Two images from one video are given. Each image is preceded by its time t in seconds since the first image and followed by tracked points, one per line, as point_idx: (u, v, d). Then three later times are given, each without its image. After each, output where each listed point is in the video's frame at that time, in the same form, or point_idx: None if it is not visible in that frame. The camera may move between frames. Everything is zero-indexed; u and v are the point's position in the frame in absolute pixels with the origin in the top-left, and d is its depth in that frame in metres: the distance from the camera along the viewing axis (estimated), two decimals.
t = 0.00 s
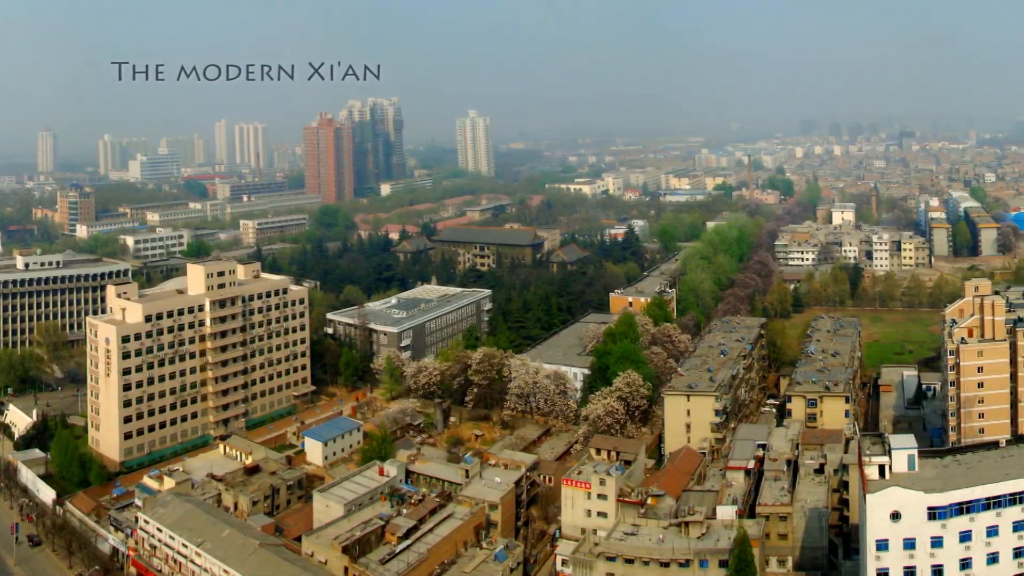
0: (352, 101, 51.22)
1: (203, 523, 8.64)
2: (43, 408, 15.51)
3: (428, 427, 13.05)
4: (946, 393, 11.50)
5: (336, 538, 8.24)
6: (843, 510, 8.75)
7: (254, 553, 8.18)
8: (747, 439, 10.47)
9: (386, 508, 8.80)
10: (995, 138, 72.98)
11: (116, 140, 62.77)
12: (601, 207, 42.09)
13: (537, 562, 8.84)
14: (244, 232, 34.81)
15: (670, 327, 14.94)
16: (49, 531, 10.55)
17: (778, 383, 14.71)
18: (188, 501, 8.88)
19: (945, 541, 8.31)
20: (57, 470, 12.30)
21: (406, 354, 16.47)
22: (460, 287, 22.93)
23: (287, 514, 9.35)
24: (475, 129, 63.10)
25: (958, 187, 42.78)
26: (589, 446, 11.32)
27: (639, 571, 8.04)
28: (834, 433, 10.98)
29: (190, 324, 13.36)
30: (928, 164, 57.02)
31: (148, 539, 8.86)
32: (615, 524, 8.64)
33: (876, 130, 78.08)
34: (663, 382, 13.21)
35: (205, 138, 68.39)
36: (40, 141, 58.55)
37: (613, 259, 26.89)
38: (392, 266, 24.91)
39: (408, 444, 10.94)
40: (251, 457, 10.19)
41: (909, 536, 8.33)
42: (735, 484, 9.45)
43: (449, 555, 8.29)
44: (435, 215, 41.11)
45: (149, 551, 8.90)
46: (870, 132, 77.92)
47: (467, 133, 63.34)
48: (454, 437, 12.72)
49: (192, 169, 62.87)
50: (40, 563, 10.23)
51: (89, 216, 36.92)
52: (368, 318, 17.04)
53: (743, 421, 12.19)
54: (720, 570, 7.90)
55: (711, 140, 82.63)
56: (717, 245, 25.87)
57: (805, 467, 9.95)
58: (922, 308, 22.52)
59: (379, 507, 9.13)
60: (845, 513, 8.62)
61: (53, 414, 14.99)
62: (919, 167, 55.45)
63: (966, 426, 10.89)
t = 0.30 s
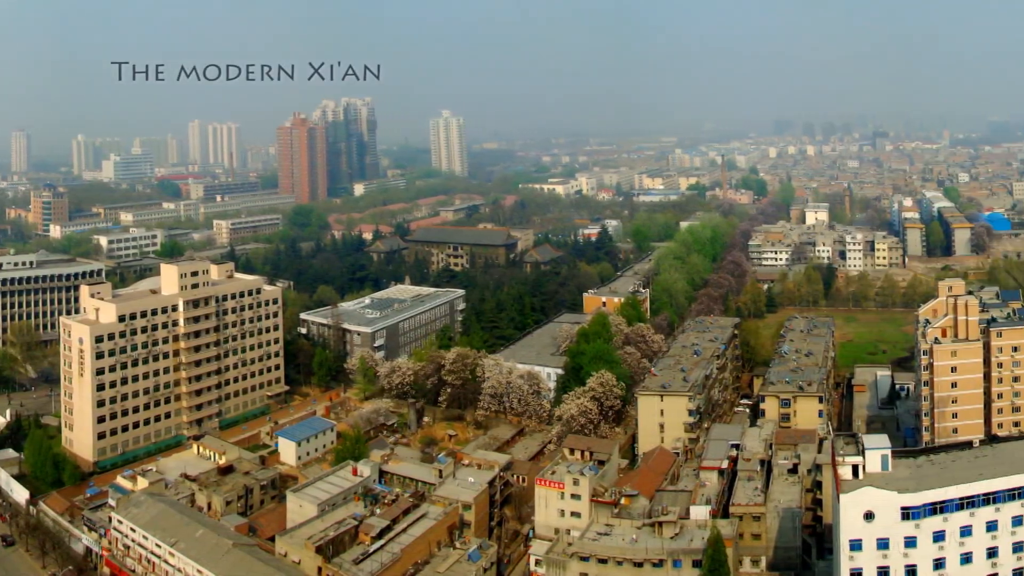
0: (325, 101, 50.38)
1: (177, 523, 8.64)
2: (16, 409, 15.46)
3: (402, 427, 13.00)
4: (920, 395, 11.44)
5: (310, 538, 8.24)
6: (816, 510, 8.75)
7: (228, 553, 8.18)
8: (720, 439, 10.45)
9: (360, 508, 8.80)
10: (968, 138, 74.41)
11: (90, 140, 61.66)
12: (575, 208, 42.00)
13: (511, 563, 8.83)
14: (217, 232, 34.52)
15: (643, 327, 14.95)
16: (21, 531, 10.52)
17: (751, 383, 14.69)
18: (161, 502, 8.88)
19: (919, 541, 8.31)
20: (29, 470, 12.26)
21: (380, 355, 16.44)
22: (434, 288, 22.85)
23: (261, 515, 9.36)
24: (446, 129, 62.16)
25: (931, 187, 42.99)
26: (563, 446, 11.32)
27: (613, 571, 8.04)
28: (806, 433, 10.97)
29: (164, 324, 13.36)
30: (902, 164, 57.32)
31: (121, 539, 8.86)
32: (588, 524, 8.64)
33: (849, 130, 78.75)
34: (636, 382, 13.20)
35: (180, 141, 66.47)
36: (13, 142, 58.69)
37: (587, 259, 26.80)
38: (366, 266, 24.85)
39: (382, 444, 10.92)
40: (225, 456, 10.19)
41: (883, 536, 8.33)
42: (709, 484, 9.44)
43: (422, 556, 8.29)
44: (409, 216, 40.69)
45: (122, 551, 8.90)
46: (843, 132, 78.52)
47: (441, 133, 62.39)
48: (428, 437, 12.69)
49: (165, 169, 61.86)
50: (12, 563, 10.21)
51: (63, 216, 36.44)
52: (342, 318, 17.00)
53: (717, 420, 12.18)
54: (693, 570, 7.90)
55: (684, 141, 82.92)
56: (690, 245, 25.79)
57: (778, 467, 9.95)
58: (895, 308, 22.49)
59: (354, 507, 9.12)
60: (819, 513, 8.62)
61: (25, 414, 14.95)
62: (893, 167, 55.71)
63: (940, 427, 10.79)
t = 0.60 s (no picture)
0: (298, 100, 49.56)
1: (150, 523, 8.64)
2: None
3: (375, 427, 12.98)
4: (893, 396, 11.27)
5: (283, 538, 8.24)
6: (789, 510, 8.76)
7: (202, 553, 8.18)
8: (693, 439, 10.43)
9: (333, 509, 8.79)
10: (941, 138, 74.86)
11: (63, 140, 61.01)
12: (548, 208, 41.92)
13: (484, 563, 8.83)
14: (190, 232, 34.25)
15: (617, 327, 14.93)
16: None
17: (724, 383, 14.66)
18: (134, 502, 8.88)
19: (892, 541, 8.31)
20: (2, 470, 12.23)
21: (353, 354, 16.43)
22: (408, 288, 22.82)
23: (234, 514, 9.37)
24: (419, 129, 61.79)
25: (905, 187, 43.06)
26: (535, 446, 11.31)
27: (586, 571, 8.04)
28: (779, 433, 10.96)
29: (137, 325, 13.38)
30: (874, 164, 57.62)
31: (94, 539, 8.86)
32: (562, 524, 8.63)
33: (822, 130, 78.53)
34: (610, 382, 13.20)
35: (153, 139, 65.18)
36: None
37: (560, 259, 26.69)
38: (339, 266, 24.78)
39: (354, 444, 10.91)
40: (199, 457, 10.20)
41: (856, 536, 8.32)
42: (682, 484, 9.44)
43: (396, 556, 8.29)
44: (382, 215, 40.52)
45: (95, 552, 8.90)
46: (816, 132, 78.23)
47: (414, 133, 61.94)
48: (402, 437, 12.67)
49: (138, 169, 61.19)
50: None
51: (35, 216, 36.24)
52: (315, 318, 16.98)
53: (690, 421, 12.17)
54: (667, 570, 7.90)
55: (657, 141, 82.93)
56: (664, 245, 25.71)
57: (752, 467, 9.95)
58: (869, 308, 22.44)
59: (327, 507, 9.12)
60: (792, 513, 8.62)
61: None
62: (867, 167, 55.96)
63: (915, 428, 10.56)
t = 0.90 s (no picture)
0: (270, 101, 49.90)
1: (124, 524, 8.64)
2: None
3: (349, 428, 12.96)
4: (867, 396, 11.26)
5: (256, 538, 8.23)
6: (763, 510, 8.76)
7: (175, 553, 8.17)
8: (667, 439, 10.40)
9: (306, 508, 8.78)
10: (915, 138, 75.40)
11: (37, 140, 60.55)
12: (522, 208, 41.93)
13: (458, 563, 8.82)
14: (164, 233, 34.11)
15: (590, 327, 14.93)
16: None
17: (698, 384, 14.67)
18: (108, 502, 8.88)
19: (865, 541, 8.31)
20: None
21: (327, 354, 16.43)
22: (381, 288, 22.81)
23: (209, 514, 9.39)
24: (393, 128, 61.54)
25: (878, 187, 43.21)
26: (509, 446, 11.31)
27: (560, 571, 8.04)
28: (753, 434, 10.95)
29: (111, 325, 13.39)
30: (848, 164, 57.99)
31: (68, 539, 8.86)
32: (535, 524, 8.62)
33: (796, 130, 79.34)
34: (583, 382, 13.20)
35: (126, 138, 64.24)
36: None
37: (534, 259, 26.66)
38: (313, 266, 24.72)
39: (328, 444, 10.92)
40: (172, 457, 10.20)
41: (830, 536, 8.32)
42: (656, 484, 9.43)
43: (370, 555, 8.30)
44: (355, 215, 40.49)
45: (69, 552, 8.89)
46: (790, 132, 79.24)
47: (387, 133, 61.71)
48: (376, 438, 12.66)
49: (112, 169, 60.77)
50: None
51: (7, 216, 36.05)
52: (289, 318, 16.97)
53: (664, 421, 12.17)
54: (640, 570, 7.91)
55: (631, 141, 83.08)
56: (638, 246, 25.69)
57: (725, 467, 9.95)
58: (842, 308, 22.48)
59: (301, 507, 9.11)
60: (766, 513, 8.62)
61: None
62: (841, 168, 56.30)
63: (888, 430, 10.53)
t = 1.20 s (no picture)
0: (244, 101, 49.87)
1: (98, 523, 8.65)
2: None
3: (322, 427, 12.95)
4: (840, 396, 11.26)
5: (230, 538, 8.23)
6: (737, 510, 8.77)
7: (148, 553, 8.17)
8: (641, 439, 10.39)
9: (280, 509, 8.78)
10: (888, 138, 76.12)
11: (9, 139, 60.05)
12: (495, 208, 41.86)
13: (432, 563, 8.83)
14: (137, 233, 33.99)
15: (564, 327, 14.91)
16: None
17: (671, 383, 14.68)
18: (81, 502, 8.88)
19: (839, 541, 8.31)
20: None
21: (300, 354, 16.43)
22: (354, 288, 22.76)
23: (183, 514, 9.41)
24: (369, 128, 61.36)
25: (851, 187, 43.41)
26: (482, 446, 11.32)
27: (533, 571, 8.04)
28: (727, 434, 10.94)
29: (85, 325, 13.39)
30: (821, 164, 58.38)
31: (42, 539, 8.86)
32: (508, 524, 8.62)
33: (769, 131, 79.81)
34: (557, 382, 13.20)
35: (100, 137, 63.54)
36: None
37: (507, 259, 26.63)
38: (287, 266, 24.64)
39: (302, 444, 10.93)
40: (145, 456, 10.23)
41: (803, 536, 8.32)
42: (630, 484, 9.43)
43: (343, 556, 8.29)
44: (329, 215, 40.47)
45: (43, 552, 8.90)
46: (763, 131, 81.08)
47: (361, 132, 61.51)
48: (349, 438, 12.66)
49: (85, 168, 60.40)
50: None
51: None
52: (263, 317, 16.96)
53: (638, 421, 12.17)
54: (613, 570, 7.91)
55: (604, 141, 83.23)
56: (611, 245, 25.66)
57: (698, 467, 9.94)
58: (816, 308, 22.50)
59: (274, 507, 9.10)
60: (740, 513, 8.62)
61: None
62: (814, 168, 56.60)
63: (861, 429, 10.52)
